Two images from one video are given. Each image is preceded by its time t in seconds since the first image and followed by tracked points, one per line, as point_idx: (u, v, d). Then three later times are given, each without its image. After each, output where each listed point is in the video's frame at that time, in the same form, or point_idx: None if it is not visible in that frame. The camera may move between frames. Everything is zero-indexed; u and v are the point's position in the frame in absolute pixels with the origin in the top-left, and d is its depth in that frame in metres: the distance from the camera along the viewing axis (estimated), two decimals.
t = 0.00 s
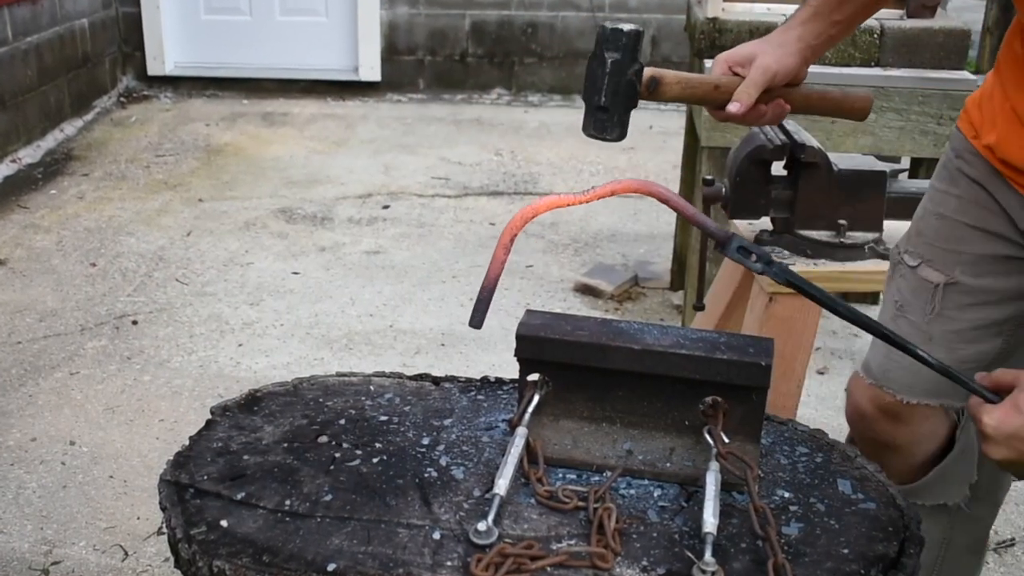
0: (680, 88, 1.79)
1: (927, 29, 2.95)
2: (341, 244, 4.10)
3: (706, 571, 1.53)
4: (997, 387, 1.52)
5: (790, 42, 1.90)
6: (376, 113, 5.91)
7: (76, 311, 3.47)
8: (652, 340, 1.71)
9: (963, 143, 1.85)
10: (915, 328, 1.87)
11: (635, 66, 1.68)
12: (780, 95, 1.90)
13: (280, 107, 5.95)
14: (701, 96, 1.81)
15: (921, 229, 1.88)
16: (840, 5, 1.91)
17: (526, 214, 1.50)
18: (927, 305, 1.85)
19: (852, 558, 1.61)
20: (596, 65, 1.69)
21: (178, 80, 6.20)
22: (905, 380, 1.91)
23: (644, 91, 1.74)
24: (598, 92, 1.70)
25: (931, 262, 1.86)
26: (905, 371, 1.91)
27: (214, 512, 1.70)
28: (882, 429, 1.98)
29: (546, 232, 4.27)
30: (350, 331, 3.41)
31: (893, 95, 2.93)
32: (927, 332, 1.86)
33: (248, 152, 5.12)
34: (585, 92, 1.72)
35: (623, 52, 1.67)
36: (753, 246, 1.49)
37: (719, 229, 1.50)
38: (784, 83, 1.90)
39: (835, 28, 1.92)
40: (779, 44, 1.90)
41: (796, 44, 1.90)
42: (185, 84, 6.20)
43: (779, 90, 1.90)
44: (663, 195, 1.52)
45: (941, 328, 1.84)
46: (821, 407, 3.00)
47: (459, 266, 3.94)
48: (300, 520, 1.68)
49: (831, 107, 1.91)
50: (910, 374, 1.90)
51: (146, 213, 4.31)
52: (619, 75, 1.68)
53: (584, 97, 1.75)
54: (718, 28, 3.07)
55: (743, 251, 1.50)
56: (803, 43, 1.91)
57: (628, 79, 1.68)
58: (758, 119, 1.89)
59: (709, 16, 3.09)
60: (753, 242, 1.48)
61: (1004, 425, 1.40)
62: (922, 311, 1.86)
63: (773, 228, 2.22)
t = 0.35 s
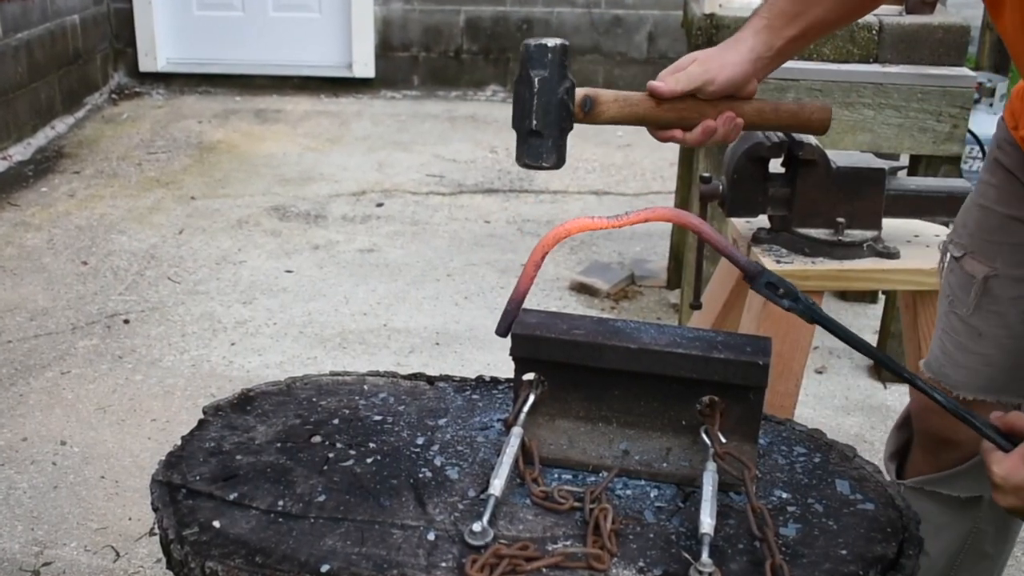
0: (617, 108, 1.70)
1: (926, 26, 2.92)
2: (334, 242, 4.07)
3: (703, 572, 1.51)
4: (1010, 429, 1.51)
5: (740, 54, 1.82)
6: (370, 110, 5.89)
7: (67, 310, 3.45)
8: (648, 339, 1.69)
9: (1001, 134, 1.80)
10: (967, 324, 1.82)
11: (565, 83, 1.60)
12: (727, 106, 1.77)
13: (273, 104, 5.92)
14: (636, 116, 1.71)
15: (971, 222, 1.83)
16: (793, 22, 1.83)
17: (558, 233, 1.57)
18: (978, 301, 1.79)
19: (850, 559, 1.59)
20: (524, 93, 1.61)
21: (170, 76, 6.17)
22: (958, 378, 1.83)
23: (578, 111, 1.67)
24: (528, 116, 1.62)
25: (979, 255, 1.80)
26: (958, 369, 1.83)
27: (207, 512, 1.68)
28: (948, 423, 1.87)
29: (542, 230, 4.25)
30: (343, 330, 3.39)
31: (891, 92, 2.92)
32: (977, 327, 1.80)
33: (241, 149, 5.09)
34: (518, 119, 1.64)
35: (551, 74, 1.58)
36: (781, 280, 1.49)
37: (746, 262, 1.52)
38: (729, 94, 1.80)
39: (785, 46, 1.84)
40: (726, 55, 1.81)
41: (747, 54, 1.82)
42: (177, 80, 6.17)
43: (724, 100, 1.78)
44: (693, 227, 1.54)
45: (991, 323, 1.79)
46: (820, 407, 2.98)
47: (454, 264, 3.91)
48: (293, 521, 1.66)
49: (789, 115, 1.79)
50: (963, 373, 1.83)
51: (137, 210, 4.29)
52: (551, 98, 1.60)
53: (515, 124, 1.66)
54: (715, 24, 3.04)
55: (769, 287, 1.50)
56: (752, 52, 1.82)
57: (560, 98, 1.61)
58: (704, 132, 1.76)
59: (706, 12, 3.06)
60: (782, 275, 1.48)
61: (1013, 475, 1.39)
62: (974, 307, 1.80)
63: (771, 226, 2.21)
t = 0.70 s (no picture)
0: (582, 57, 1.73)
1: (924, 21, 2.89)
2: (328, 240, 4.05)
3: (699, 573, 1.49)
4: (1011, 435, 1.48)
5: (709, 12, 1.88)
6: (364, 107, 5.87)
7: (59, 309, 3.42)
8: (645, 338, 1.68)
9: None
10: (993, 333, 1.77)
11: (526, 31, 1.59)
12: (695, 63, 1.81)
13: (266, 101, 5.89)
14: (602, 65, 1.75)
15: (997, 228, 1.77)
16: None
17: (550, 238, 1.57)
18: (1004, 312, 1.74)
19: (848, 560, 1.58)
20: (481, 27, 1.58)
21: (162, 73, 6.15)
22: (981, 387, 1.80)
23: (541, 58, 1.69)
24: (487, 65, 1.58)
25: (1006, 265, 1.74)
26: (983, 378, 1.80)
27: (200, 513, 1.66)
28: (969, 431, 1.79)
29: (537, 228, 4.24)
30: (337, 328, 3.37)
31: (889, 89, 2.91)
32: (1004, 337, 1.75)
33: (233, 147, 5.07)
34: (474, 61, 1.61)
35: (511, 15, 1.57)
36: (779, 286, 1.49)
37: (745, 267, 1.51)
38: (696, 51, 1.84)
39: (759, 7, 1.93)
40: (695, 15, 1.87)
41: (718, 12, 1.90)
42: (170, 77, 6.15)
43: (693, 57, 1.82)
44: (691, 235, 1.53)
45: (1017, 334, 1.73)
46: (818, 406, 2.97)
47: (448, 262, 3.90)
48: (286, 521, 1.64)
49: (759, 73, 1.86)
50: (987, 382, 1.79)
51: (129, 208, 4.26)
52: (513, 43, 1.57)
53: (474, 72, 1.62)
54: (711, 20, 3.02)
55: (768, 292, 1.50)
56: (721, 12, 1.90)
57: (522, 47, 1.58)
58: (673, 86, 1.80)
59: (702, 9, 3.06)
60: (779, 283, 1.48)
61: (1010, 484, 1.39)
62: (1000, 316, 1.75)
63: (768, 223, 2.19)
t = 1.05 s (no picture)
0: (603, 109, 1.59)
1: (923, 17, 2.87)
2: (321, 238, 4.02)
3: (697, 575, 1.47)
4: None
5: (728, 23, 1.73)
6: (357, 104, 5.84)
7: (49, 308, 3.39)
8: (642, 337, 1.65)
9: None
10: (997, 336, 1.74)
11: (537, 99, 1.47)
12: (723, 79, 1.69)
13: (259, 97, 5.86)
14: (628, 111, 1.60)
15: (1003, 231, 1.77)
16: None
17: (543, 235, 1.55)
18: (1007, 313, 1.73)
19: (847, 561, 1.56)
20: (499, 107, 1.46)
21: (154, 69, 6.11)
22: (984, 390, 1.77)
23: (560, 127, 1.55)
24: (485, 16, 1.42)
25: (1010, 266, 1.73)
26: (987, 382, 1.77)
27: (191, 513, 1.64)
28: (985, 438, 1.75)
29: (532, 226, 4.22)
30: (330, 327, 3.34)
31: (888, 85, 2.89)
32: (1007, 340, 1.73)
33: (225, 144, 5.03)
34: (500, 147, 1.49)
35: (522, 103, 1.46)
36: (777, 274, 1.48)
37: (743, 258, 1.50)
38: (724, 67, 1.71)
39: (777, 9, 1.79)
40: (711, 27, 1.71)
41: (736, 21, 1.74)
42: (161, 73, 6.11)
43: (720, 74, 1.69)
44: (686, 227, 1.51)
45: (1021, 336, 1.71)
46: (816, 406, 2.95)
47: (443, 260, 3.87)
48: (279, 522, 1.62)
49: (796, 69, 1.70)
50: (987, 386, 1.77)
51: (121, 206, 4.23)
52: (529, 121, 1.47)
53: (499, 156, 1.51)
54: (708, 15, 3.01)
55: (767, 282, 1.49)
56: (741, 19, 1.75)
57: (536, 116, 1.47)
58: (707, 109, 1.68)
59: (700, 5, 3.04)
60: (775, 269, 1.47)
61: None
62: (1003, 318, 1.73)
63: (766, 221, 2.17)
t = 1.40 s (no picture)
0: (620, 130, 1.56)
1: (922, 13, 2.86)
2: (314, 236, 4.00)
3: None
4: None
5: (728, 21, 1.68)
6: (350, 100, 5.81)
7: (40, 306, 3.36)
8: (639, 336, 1.64)
9: None
10: (1002, 337, 1.73)
11: (553, 132, 1.44)
12: (732, 77, 1.66)
13: (251, 94, 5.83)
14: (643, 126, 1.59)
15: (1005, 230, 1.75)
16: None
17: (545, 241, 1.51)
18: (1009, 315, 1.72)
19: (846, 562, 1.54)
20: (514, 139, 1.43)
21: (145, 66, 6.08)
22: (989, 390, 1.75)
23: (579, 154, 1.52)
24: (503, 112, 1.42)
25: (1013, 266, 1.72)
26: (993, 385, 1.75)
27: (183, 514, 1.62)
28: (993, 441, 1.71)
29: (527, 224, 4.20)
30: (324, 326, 3.32)
31: (887, 82, 2.87)
32: (1011, 341, 1.72)
33: (217, 141, 5.01)
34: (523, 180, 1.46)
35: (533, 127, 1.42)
36: (779, 282, 1.48)
37: (743, 265, 1.50)
38: (733, 62, 1.67)
39: None
40: (710, 28, 1.66)
41: (737, 18, 1.68)
42: (153, 70, 6.08)
43: (729, 72, 1.67)
44: (687, 234, 1.50)
45: None
46: (814, 406, 2.93)
47: (437, 258, 3.85)
48: (272, 523, 1.60)
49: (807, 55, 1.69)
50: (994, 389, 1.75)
51: (112, 204, 4.20)
52: (547, 155, 1.44)
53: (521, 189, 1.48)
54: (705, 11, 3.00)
55: (768, 291, 1.49)
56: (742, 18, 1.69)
57: (554, 147, 1.45)
58: (723, 109, 1.66)
59: None
60: (778, 277, 1.47)
61: None
62: (1007, 318, 1.72)
63: (763, 219, 2.16)
